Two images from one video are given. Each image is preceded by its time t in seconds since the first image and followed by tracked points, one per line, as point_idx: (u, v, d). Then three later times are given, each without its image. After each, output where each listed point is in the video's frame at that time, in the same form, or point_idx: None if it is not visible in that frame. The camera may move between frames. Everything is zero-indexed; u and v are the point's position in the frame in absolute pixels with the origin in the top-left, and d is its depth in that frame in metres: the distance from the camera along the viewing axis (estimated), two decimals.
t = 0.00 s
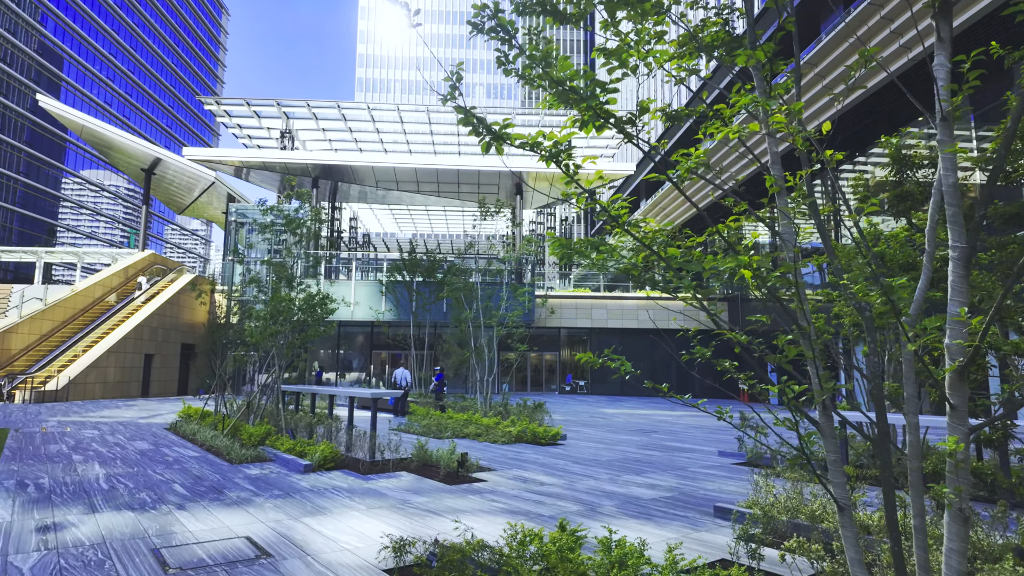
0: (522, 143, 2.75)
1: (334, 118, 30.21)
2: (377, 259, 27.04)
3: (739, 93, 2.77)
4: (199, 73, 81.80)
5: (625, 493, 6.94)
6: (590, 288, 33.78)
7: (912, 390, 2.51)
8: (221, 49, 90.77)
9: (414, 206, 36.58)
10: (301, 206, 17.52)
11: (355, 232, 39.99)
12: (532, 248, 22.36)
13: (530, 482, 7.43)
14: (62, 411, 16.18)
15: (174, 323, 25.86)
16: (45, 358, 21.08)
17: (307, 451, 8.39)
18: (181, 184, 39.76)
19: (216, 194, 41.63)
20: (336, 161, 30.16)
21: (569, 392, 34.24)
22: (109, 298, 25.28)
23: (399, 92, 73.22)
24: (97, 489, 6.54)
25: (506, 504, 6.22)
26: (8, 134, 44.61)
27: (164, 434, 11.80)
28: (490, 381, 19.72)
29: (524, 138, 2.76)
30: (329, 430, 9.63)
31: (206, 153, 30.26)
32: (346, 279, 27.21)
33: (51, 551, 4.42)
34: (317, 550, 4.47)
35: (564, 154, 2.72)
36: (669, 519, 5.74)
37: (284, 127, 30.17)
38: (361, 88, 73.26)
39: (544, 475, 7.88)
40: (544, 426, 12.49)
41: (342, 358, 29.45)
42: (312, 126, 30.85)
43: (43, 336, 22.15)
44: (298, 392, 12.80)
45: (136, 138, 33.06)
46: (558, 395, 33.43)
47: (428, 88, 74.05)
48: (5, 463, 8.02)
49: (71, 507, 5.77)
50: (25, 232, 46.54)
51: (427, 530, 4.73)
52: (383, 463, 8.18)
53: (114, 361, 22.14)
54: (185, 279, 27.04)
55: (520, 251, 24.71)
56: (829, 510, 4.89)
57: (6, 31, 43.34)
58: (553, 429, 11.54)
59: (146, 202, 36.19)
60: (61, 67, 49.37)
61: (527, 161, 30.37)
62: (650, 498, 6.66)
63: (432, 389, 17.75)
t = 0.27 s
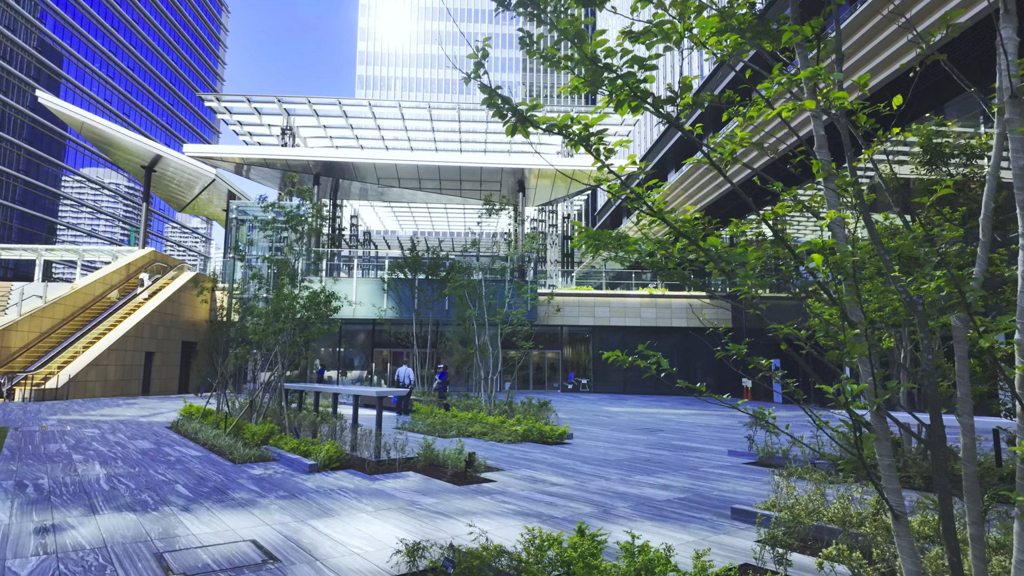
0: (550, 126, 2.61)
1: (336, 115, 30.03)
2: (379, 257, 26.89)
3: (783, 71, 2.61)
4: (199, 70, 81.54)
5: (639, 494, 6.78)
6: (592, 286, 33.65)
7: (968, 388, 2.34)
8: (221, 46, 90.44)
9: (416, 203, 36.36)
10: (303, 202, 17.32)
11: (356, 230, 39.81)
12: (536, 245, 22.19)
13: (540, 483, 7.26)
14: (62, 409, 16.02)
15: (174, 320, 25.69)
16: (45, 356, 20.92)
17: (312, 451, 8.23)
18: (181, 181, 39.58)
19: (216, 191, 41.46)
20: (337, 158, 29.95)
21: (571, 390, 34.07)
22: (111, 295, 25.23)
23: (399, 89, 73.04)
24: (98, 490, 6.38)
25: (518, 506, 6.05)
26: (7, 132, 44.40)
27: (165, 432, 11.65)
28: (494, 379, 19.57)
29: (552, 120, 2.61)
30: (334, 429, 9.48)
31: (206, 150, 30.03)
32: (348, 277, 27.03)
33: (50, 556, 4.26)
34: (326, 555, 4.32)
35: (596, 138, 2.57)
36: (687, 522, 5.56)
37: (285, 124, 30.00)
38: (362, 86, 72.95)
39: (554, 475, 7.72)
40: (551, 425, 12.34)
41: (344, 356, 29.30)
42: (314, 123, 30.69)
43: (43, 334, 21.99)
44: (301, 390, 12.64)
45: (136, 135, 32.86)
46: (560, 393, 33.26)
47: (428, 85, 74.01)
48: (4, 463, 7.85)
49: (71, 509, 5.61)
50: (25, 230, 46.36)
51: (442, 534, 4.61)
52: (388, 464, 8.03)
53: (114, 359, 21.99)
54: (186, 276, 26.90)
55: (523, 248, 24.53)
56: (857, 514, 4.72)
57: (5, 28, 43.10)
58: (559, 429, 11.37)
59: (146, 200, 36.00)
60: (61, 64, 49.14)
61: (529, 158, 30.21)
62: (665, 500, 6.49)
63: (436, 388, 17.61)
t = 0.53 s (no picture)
0: (585, 96, 2.48)
1: (337, 110, 29.85)
2: (382, 253, 26.75)
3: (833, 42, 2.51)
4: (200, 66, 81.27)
5: (653, 491, 6.62)
6: (595, 282, 33.52)
7: None
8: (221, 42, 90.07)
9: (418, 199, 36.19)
10: (305, 196, 17.12)
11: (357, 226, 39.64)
12: (539, 240, 22.04)
13: (551, 479, 7.12)
14: (63, 405, 15.89)
15: (176, 316, 25.53)
16: (46, 352, 20.80)
17: (317, 446, 8.08)
18: (182, 177, 39.41)
19: (218, 186, 41.27)
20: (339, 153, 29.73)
21: (575, 386, 33.93)
22: (115, 289, 25.21)
23: (400, 85, 72.85)
24: (99, 486, 6.23)
25: (530, 502, 5.91)
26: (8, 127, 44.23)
27: (168, 428, 11.52)
28: (499, 375, 19.44)
29: (585, 90, 2.48)
30: (339, 424, 9.34)
31: (207, 144, 29.82)
32: (351, 272, 26.84)
33: (50, 554, 4.11)
34: (337, 554, 4.17)
35: (632, 108, 2.45)
36: (705, 519, 5.42)
37: (286, 119, 29.81)
38: (363, 81, 72.54)
39: (565, 472, 7.57)
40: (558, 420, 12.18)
41: (346, 352, 29.15)
42: (315, 118, 30.53)
43: (44, 330, 21.86)
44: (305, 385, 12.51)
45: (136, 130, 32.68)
46: (563, 390, 33.10)
47: (430, 81, 73.82)
48: (4, 459, 7.71)
49: (72, 506, 5.46)
50: (26, 226, 46.24)
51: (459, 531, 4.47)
52: (395, 459, 7.89)
53: (116, 355, 21.86)
54: (188, 272, 26.78)
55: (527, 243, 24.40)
56: (884, 511, 4.56)
57: (6, 23, 42.89)
58: (567, 424, 11.22)
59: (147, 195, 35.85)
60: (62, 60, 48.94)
61: (532, 153, 30.04)
62: (680, 497, 6.35)
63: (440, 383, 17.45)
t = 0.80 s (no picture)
0: (622, 71, 2.29)
1: (337, 103, 29.58)
2: (382, 248, 26.56)
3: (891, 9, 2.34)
4: (198, 60, 80.83)
5: (666, 491, 6.45)
6: (597, 277, 33.34)
7: None
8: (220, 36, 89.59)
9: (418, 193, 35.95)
10: (306, 189, 16.89)
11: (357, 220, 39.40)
12: (542, 234, 21.85)
13: (561, 478, 6.96)
14: (61, 401, 15.71)
15: (175, 311, 25.33)
16: (44, 347, 20.61)
17: (320, 444, 7.89)
18: (180, 171, 39.12)
19: (216, 181, 41.02)
20: (339, 146, 29.46)
21: (576, 382, 33.80)
22: (115, 282, 25.08)
23: (399, 80, 72.47)
24: (97, 486, 6.06)
25: (541, 502, 5.74)
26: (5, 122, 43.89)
27: (167, 425, 11.34)
28: (501, 370, 19.27)
29: (620, 65, 2.31)
30: (342, 421, 9.18)
31: (205, 138, 29.52)
32: (351, 267, 26.62)
33: (45, 559, 3.93)
34: (344, 559, 3.99)
35: (671, 85, 2.32)
36: (722, 521, 5.25)
37: (285, 113, 29.58)
38: (361, 75, 72.10)
39: (575, 470, 7.40)
40: (563, 417, 12.01)
41: (346, 348, 28.98)
42: (314, 112, 30.27)
43: (42, 325, 21.66)
44: (306, 381, 12.32)
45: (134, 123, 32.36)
46: (565, 385, 32.98)
47: (429, 75, 73.45)
48: None
49: (68, 507, 5.28)
50: (24, 221, 45.97)
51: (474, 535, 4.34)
52: (400, 458, 7.73)
53: (114, 351, 21.68)
54: (187, 266, 26.58)
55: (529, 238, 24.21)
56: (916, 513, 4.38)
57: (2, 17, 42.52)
58: (572, 421, 11.06)
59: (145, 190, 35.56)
60: (58, 54, 48.54)
61: (533, 147, 29.80)
62: (695, 496, 6.17)
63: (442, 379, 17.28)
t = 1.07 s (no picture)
0: (657, 48, 2.17)
1: (332, 98, 29.29)
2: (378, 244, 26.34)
3: None
4: (190, 55, 80.11)
5: (673, 491, 6.32)
6: (593, 274, 33.22)
7: None
8: (212, 30, 88.82)
9: (413, 189, 35.69)
10: (301, 184, 16.65)
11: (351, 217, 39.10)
12: (539, 231, 21.69)
13: (565, 478, 6.81)
14: (52, 399, 15.46)
15: (168, 308, 25.04)
16: (34, 344, 20.31)
17: (317, 443, 7.72)
18: (172, 166, 38.69)
19: (209, 176, 40.63)
20: (334, 142, 29.18)
21: (572, 379, 33.70)
22: (108, 277, 24.84)
23: (393, 75, 72.08)
24: (88, 488, 5.86)
25: (547, 504, 5.59)
26: None
27: (160, 423, 11.14)
28: (499, 367, 19.11)
29: (655, 41, 2.19)
30: (339, 420, 9.00)
31: (197, 132, 29.15)
32: (346, 264, 26.39)
33: (32, 567, 3.74)
34: (348, 566, 3.82)
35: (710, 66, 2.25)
36: (735, 524, 5.10)
37: (279, 108, 29.29)
38: (356, 71, 71.69)
39: (578, 470, 7.26)
40: (563, 415, 11.87)
41: (341, 345, 28.75)
42: (309, 107, 29.96)
43: (32, 322, 21.34)
44: (302, 378, 12.12)
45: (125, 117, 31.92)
46: (561, 382, 32.87)
47: (423, 71, 73.10)
48: None
49: (57, 510, 5.09)
50: (13, 216, 45.42)
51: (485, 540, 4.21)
52: (400, 457, 7.56)
53: (106, 348, 21.41)
54: (180, 262, 26.29)
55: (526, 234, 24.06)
56: (936, 517, 4.26)
57: None
58: (573, 419, 10.91)
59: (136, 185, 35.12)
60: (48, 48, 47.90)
61: (530, 143, 29.62)
62: (703, 498, 6.03)
63: (439, 376, 17.12)
